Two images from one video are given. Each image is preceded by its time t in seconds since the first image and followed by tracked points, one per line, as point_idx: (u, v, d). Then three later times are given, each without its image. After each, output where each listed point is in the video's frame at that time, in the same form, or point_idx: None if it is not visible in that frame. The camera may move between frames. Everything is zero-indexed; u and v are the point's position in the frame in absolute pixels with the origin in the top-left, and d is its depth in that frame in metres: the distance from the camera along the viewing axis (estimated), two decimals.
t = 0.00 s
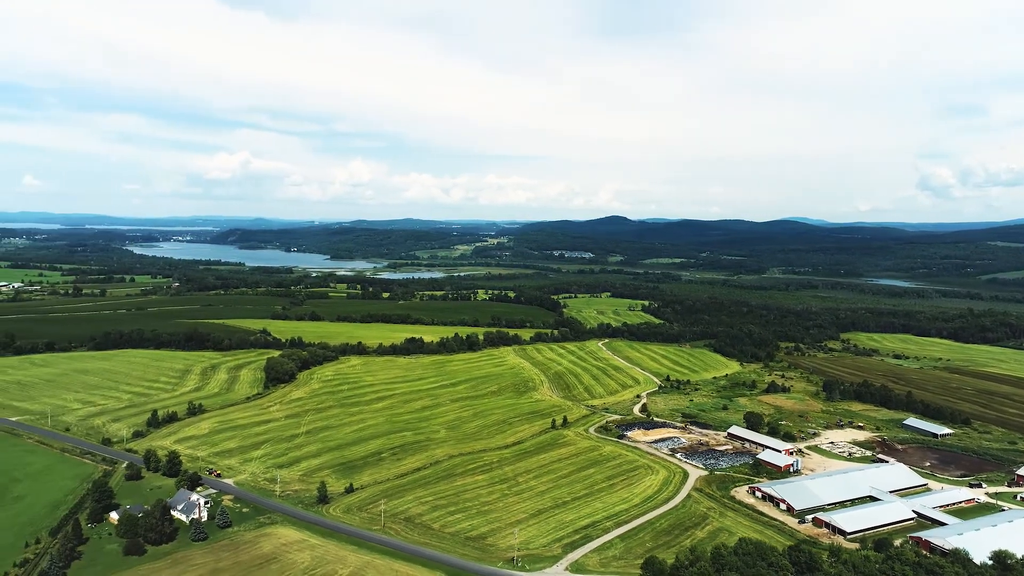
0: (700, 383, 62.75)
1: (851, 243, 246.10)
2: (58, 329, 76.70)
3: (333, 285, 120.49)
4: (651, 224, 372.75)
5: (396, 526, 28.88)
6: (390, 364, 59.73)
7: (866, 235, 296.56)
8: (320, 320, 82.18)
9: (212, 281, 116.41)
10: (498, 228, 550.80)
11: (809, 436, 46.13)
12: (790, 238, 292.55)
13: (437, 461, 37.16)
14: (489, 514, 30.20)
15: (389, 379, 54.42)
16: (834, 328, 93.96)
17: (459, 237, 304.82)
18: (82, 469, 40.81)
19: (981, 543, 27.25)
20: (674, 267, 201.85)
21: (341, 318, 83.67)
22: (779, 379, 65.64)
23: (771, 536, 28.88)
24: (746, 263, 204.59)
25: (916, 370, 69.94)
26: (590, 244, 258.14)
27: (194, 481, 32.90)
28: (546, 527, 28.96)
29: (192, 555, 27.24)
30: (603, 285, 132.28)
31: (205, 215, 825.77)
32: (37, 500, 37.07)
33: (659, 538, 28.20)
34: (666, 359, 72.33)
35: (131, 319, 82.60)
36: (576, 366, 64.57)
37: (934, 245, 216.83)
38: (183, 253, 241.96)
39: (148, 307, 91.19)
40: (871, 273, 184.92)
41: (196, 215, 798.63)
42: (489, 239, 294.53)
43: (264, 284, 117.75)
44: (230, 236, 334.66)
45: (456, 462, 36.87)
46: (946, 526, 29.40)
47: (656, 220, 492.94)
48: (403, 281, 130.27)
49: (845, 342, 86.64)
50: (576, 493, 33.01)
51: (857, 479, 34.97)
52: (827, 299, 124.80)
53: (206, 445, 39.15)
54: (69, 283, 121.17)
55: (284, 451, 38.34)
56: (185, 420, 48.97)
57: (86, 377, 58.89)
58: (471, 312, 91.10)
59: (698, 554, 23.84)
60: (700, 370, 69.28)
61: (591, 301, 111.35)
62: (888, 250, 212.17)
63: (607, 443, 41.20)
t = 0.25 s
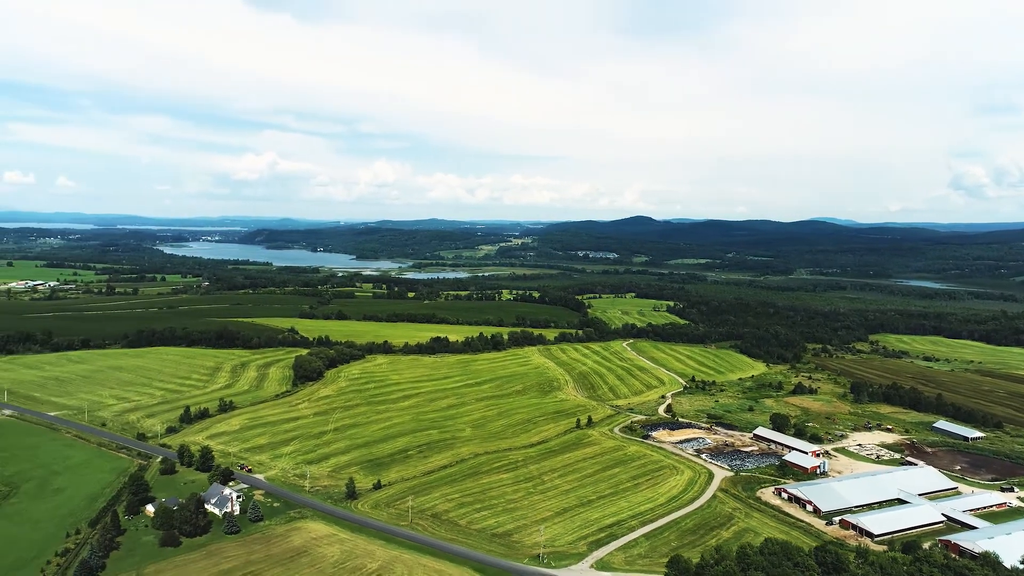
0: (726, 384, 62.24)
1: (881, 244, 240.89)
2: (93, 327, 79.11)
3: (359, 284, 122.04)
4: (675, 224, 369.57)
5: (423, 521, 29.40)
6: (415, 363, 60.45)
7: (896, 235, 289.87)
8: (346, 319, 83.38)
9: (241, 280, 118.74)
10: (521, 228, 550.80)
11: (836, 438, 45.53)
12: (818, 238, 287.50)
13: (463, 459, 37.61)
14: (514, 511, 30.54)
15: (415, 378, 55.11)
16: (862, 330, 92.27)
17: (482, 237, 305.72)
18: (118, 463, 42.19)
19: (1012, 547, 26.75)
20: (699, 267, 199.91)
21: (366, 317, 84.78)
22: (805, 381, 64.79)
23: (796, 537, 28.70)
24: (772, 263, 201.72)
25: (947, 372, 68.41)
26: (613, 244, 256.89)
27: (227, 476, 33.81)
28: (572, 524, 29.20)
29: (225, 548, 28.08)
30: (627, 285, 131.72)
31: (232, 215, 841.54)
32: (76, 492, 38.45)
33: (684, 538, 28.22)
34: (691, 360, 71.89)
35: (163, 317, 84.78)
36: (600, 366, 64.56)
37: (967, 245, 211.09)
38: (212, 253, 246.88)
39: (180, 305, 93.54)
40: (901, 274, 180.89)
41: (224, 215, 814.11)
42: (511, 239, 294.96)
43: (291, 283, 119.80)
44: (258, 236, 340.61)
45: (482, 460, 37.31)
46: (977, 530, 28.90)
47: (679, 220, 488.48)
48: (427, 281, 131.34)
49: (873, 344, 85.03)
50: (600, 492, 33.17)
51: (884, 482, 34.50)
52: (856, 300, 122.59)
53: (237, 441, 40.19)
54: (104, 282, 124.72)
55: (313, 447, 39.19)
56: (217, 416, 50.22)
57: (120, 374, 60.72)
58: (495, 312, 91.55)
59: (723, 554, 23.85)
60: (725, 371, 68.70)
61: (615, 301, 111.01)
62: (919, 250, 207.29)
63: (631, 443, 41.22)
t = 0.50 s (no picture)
0: (748, 386, 61.75)
1: (908, 244, 236.07)
2: (122, 325, 81.16)
3: (381, 284, 123.25)
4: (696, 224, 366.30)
5: (447, 518, 29.82)
6: (438, 363, 61.02)
7: (924, 236, 283.68)
8: (369, 319, 84.40)
9: (265, 280, 120.76)
10: (541, 227, 550.25)
11: (860, 440, 44.99)
12: (842, 238, 282.84)
13: (485, 457, 37.97)
14: (537, 510, 30.81)
15: (437, 377, 55.68)
16: (888, 331, 90.75)
17: (503, 237, 306.26)
18: (149, 458, 43.36)
19: None
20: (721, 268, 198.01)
21: (389, 316, 85.73)
22: (830, 382, 63.99)
23: (819, 538, 28.51)
24: (796, 264, 199.02)
25: (975, 375, 67.02)
26: (634, 244, 255.51)
27: (254, 472, 34.60)
28: (594, 523, 29.39)
29: (253, 541, 28.80)
30: (649, 286, 131.06)
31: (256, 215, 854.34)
32: (109, 486, 39.64)
33: (707, 538, 28.22)
34: (714, 361, 71.41)
35: (190, 315, 86.62)
36: (622, 366, 64.53)
37: (998, 246, 205.87)
38: (237, 252, 250.99)
39: (206, 304, 95.51)
40: (929, 275, 177.16)
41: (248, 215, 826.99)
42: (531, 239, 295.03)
43: (315, 283, 121.43)
44: (281, 236, 345.40)
45: (504, 458, 37.64)
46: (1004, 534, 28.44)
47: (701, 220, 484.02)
48: (449, 281, 132.16)
49: (899, 346, 83.62)
50: (622, 491, 33.28)
51: (910, 484, 34.05)
52: (881, 302, 120.59)
53: (264, 437, 41.06)
54: (133, 281, 127.69)
55: (337, 445, 39.89)
56: (244, 413, 51.30)
57: (150, 371, 62.27)
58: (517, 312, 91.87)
59: (746, 553, 23.84)
60: (748, 372, 68.14)
61: (636, 301, 110.63)
62: (947, 251, 202.82)
63: (653, 443, 41.22)
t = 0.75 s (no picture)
0: (775, 387, 61.12)
1: (940, 245, 230.18)
2: (155, 323, 83.45)
3: (407, 284, 124.57)
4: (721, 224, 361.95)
5: (473, 515, 30.26)
6: (464, 362, 61.64)
7: (958, 236, 276.11)
8: (395, 318, 85.50)
9: (293, 279, 122.99)
10: (566, 228, 549.16)
11: (889, 443, 44.27)
12: (873, 237, 276.93)
13: (512, 456, 38.33)
14: (563, 508, 31.06)
15: (463, 376, 56.23)
16: (918, 333, 88.81)
17: (526, 237, 306.46)
18: (183, 453, 44.69)
19: None
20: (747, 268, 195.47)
21: (414, 316, 86.70)
22: (858, 384, 62.98)
23: (847, 540, 28.24)
24: (824, 265, 195.58)
25: (1010, 378, 65.31)
26: (659, 245, 253.44)
27: (285, 467, 35.47)
28: (620, 522, 29.54)
29: (285, 535, 29.62)
30: (674, 286, 130.12)
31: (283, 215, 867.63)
32: (146, 479, 41.02)
33: (733, 537, 28.17)
34: (740, 362, 70.77)
35: (220, 314, 88.63)
36: (647, 367, 64.34)
37: None
38: (265, 252, 255.38)
39: (236, 303, 97.66)
40: (962, 276, 172.63)
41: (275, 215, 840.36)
42: (555, 239, 294.74)
43: (341, 283, 123.17)
44: (307, 236, 350.57)
45: (530, 457, 37.95)
46: None
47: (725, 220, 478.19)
48: (473, 281, 132.93)
49: (931, 348, 81.78)
50: (648, 491, 33.32)
51: (940, 487, 33.49)
52: (913, 303, 118.00)
53: (294, 434, 42.00)
54: (166, 280, 131.01)
55: (366, 442, 40.67)
56: (274, 410, 52.48)
57: (182, 368, 64.04)
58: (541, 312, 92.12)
59: (772, 553, 23.82)
60: (774, 373, 67.37)
61: (661, 302, 109.93)
62: (982, 252, 197.31)
63: (679, 444, 41.13)
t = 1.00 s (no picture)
0: (800, 388, 60.44)
1: (972, 246, 224.42)
2: (185, 321, 85.47)
3: (430, 283, 125.57)
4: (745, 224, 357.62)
5: (497, 512, 30.65)
6: (487, 361, 62.09)
7: (990, 237, 268.98)
8: (418, 318, 86.37)
9: (318, 279, 124.74)
10: (587, 228, 547.26)
11: (917, 445, 43.58)
12: (901, 237, 271.35)
13: (535, 454, 38.64)
14: (586, 506, 31.28)
15: (486, 376, 56.69)
16: (948, 335, 86.94)
17: (548, 237, 306.46)
18: (213, 449, 45.83)
19: None
20: (772, 269, 192.87)
21: (438, 316, 87.48)
22: (885, 386, 61.98)
23: (873, 542, 27.97)
24: (851, 265, 192.37)
25: None
26: (681, 245, 251.27)
27: (312, 463, 36.22)
28: (644, 521, 29.65)
29: (313, 529, 30.34)
30: (697, 287, 129.12)
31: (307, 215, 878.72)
32: (178, 474, 42.21)
33: (757, 538, 28.10)
34: (764, 363, 70.10)
35: (247, 313, 90.35)
36: (670, 367, 64.12)
37: None
38: (289, 252, 259.03)
39: (263, 302, 99.52)
40: (994, 277, 168.30)
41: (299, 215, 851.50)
42: (576, 240, 294.01)
43: (365, 282, 124.67)
44: (331, 236, 354.85)
45: (553, 456, 38.20)
46: None
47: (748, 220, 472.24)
48: (495, 281, 133.46)
49: (960, 350, 80.08)
50: (672, 491, 33.35)
51: (969, 491, 32.94)
52: (942, 304, 115.65)
53: (320, 431, 42.84)
54: (195, 279, 133.94)
55: (390, 439, 41.30)
56: (301, 408, 53.48)
57: (211, 366, 65.55)
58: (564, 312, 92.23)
59: (797, 554, 23.76)
60: (799, 374, 66.61)
61: (684, 302, 109.24)
62: (1016, 253, 191.99)
63: (702, 444, 40.99)
